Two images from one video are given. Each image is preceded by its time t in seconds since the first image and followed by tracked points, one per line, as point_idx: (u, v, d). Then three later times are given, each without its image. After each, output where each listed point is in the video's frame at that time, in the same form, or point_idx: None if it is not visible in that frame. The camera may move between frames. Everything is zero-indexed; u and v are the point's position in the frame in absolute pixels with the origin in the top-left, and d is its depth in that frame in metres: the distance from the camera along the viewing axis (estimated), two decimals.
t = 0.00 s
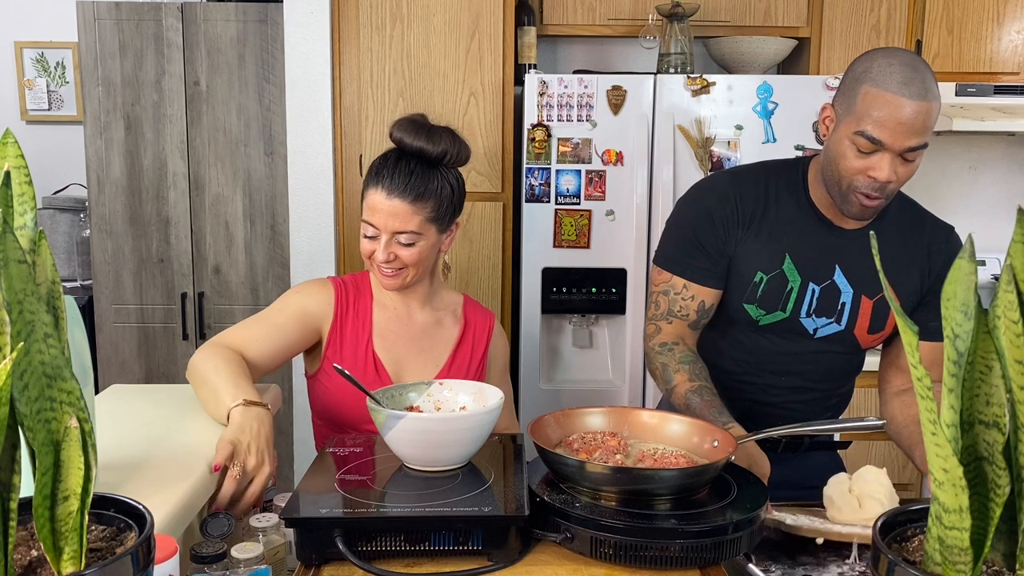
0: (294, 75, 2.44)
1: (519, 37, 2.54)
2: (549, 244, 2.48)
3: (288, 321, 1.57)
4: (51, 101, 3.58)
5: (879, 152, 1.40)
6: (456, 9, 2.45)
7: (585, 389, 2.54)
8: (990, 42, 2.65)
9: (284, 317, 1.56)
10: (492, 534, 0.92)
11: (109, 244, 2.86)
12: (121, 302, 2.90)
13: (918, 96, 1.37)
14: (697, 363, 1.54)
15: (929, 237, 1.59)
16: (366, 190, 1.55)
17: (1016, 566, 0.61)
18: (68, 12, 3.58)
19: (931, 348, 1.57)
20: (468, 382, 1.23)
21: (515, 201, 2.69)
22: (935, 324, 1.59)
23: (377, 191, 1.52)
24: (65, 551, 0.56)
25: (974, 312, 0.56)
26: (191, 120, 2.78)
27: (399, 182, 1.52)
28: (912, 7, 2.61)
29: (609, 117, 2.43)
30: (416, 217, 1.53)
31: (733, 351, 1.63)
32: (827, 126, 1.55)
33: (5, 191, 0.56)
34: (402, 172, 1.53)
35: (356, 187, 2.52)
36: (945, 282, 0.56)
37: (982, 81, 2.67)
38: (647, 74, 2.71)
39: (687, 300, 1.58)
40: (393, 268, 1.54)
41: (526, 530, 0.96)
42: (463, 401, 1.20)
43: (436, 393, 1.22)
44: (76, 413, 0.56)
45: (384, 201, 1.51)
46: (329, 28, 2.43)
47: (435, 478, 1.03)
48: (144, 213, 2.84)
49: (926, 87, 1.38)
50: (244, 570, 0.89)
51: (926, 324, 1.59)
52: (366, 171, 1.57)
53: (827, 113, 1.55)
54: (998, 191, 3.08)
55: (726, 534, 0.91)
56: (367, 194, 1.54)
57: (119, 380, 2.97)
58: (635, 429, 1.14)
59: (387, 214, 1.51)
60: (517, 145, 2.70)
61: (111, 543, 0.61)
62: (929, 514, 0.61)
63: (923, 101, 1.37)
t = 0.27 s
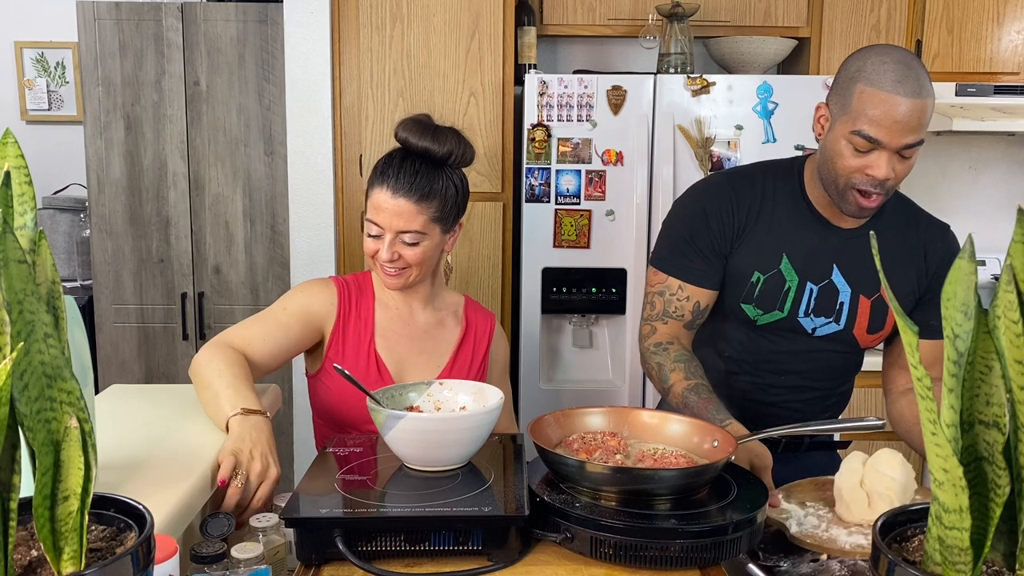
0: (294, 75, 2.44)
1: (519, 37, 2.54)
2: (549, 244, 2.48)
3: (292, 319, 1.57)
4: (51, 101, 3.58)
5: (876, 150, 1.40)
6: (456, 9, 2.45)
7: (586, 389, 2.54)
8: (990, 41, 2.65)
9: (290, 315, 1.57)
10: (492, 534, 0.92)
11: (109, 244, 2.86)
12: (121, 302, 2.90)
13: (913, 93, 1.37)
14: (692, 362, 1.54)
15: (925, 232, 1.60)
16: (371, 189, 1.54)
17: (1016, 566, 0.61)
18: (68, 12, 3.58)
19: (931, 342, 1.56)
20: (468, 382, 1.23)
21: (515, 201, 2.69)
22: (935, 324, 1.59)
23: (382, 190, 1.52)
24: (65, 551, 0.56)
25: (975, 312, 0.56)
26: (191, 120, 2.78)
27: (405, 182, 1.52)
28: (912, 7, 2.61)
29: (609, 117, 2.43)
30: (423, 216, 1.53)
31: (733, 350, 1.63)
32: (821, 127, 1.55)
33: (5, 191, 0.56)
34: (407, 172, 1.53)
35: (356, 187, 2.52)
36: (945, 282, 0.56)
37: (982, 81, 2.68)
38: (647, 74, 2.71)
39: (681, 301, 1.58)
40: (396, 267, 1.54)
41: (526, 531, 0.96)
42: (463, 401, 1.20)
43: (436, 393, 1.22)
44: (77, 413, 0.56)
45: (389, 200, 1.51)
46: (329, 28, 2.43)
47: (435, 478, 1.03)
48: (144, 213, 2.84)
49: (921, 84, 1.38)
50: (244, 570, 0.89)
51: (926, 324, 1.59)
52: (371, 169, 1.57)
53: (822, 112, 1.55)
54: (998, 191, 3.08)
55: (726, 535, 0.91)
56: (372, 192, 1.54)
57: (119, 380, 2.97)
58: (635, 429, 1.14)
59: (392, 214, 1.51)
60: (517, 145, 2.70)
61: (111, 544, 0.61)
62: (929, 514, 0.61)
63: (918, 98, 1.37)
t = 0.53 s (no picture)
0: (294, 75, 2.44)
1: (519, 37, 2.54)
2: (549, 244, 2.48)
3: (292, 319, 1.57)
4: (51, 101, 3.58)
5: (866, 141, 1.41)
6: (456, 9, 2.45)
7: (586, 389, 2.54)
8: (990, 42, 2.65)
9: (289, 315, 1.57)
10: (492, 534, 0.92)
11: (109, 244, 2.86)
12: (121, 302, 2.90)
13: (901, 84, 1.37)
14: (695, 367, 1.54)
15: (918, 225, 1.59)
16: (375, 186, 1.54)
17: (1015, 566, 0.61)
18: (68, 12, 3.58)
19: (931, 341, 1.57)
20: (468, 381, 1.23)
21: (515, 201, 2.69)
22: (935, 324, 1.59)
23: (387, 188, 1.52)
24: (65, 551, 0.56)
25: (974, 312, 0.56)
26: (190, 120, 2.78)
27: (409, 180, 1.52)
28: (912, 7, 2.61)
29: (609, 117, 2.43)
30: (426, 215, 1.53)
31: (733, 349, 1.63)
32: (813, 120, 1.55)
33: (5, 191, 0.56)
34: (411, 170, 1.53)
35: (356, 187, 2.52)
36: (945, 282, 0.56)
37: (982, 81, 2.68)
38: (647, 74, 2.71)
39: (681, 304, 1.59)
40: (399, 265, 1.54)
41: (526, 531, 0.96)
42: (463, 401, 1.20)
43: (436, 393, 1.22)
44: (77, 413, 0.56)
45: (393, 198, 1.51)
46: (329, 29, 2.43)
47: (436, 478, 1.03)
48: (144, 213, 2.84)
49: (908, 75, 1.39)
50: (244, 570, 0.89)
51: (926, 324, 1.59)
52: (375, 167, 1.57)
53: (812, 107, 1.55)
54: (998, 191, 3.08)
55: (726, 535, 0.91)
56: (376, 190, 1.54)
57: (119, 380, 2.97)
58: (635, 429, 1.14)
59: (396, 212, 1.51)
60: (517, 145, 2.70)
61: (111, 544, 0.61)
62: (929, 514, 0.61)
63: (906, 89, 1.38)
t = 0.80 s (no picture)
0: (294, 75, 2.44)
1: (519, 37, 2.54)
2: (548, 244, 2.48)
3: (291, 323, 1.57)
4: (51, 101, 3.58)
5: (860, 137, 1.42)
6: (456, 9, 2.45)
7: (587, 389, 2.54)
8: (990, 42, 2.65)
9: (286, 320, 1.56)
10: (492, 534, 0.92)
11: (109, 244, 2.86)
12: (121, 302, 2.90)
13: (893, 79, 1.38)
14: (698, 376, 1.56)
15: (914, 225, 1.60)
16: (394, 179, 1.55)
17: (1015, 566, 0.61)
18: (68, 12, 3.58)
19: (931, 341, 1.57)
20: (467, 381, 1.23)
21: (515, 201, 2.69)
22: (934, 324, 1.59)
23: (415, 178, 1.54)
24: (65, 551, 0.56)
25: (974, 312, 0.56)
26: (190, 120, 2.78)
27: (431, 170, 1.55)
28: (912, 7, 2.61)
29: (609, 117, 2.43)
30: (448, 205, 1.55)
31: (733, 349, 1.63)
32: (809, 116, 1.56)
33: (5, 191, 0.56)
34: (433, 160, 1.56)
35: (356, 187, 2.52)
36: (944, 282, 0.56)
37: (982, 81, 2.68)
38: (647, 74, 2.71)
39: (683, 309, 1.60)
40: (428, 256, 1.53)
41: (526, 531, 0.96)
42: (463, 401, 1.20)
43: (436, 393, 1.22)
44: (77, 413, 0.56)
45: (423, 187, 1.53)
46: (329, 28, 2.43)
47: (436, 478, 1.03)
48: (144, 213, 2.84)
49: (901, 70, 1.39)
50: (244, 570, 0.89)
51: (926, 324, 1.59)
52: (388, 163, 1.56)
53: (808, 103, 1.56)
54: (998, 191, 3.08)
55: (726, 535, 0.91)
56: (396, 181, 1.54)
57: (119, 380, 2.97)
58: (634, 429, 1.14)
59: (421, 200, 1.52)
60: (517, 145, 2.70)
61: (112, 544, 0.61)
62: (930, 514, 0.61)
63: (899, 84, 1.38)
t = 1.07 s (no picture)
0: (294, 75, 2.44)
1: (519, 37, 2.54)
2: (548, 244, 2.48)
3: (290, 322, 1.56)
4: (51, 101, 3.58)
5: (862, 138, 1.42)
6: (456, 9, 2.45)
7: (587, 390, 2.54)
8: (990, 42, 2.65)
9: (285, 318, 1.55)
10: (492, 534, 0.92)
11: (109, 244, 2.86)
12: (121, 302, 2.90)
13: (894, 81, 1.38)
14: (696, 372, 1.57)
15: (914, 226, 1.60)
16: (412, 176, 1.58)
17: (1015, 566, 0.61)
18: (68, 12, 3.58)
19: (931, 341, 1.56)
20: (467, 381, 1.23)
21: (514, 201, 2.69)
22: (934, 324, 1.59)
23: (430, 173, 1.58)
24: (65, 551, 0.56)
25: (975, 312, 0.56)
26: (190, 120, 2.78)
27: (446, 165, 1.60)
28: (912, 7, 2.61)
29: (609, 118, 2.43)
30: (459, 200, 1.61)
31: (733, 349, 1.63)
32: (810, 118, 1.56)
33: (5, 191, 0.56)
34: (446, 156, 1.61)
35: (356, 187, 2.52)
36: (944, 282, 0.56)
37: (982, 81, 2.68)
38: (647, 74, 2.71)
39: (682, 312, 1.60)
40: (448, 249, 1.57)
41: (526, 531, 0.96)
42: (463, 401, 1.20)
43: (436, 393, 1.22)
44: (77, 413, 0.56)
45: (439, 181, 1.57)
46: (329, 29, 2.43)
47: (436, 478, 1.03)
48: (144, 213, 2.84)
49: (901, 71, 1.40)
50: (244, 570, 0.89)
51: (925, 324, 1.59)
52: (399, 162, 1.59)
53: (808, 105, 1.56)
54: (998, 191, 3.08)
55: (726, 535, 0.91)
56: (415, 178, 1.57)
57: (119, 380, 2.97)
58: (635, 430, 1.14)
59: (441, 195, 1.56)
60: (517, 145, 2.70)
61: (111, 544, 0.61)
62: (930, 514, 0.61)
63: (899, 85, 1.38)
